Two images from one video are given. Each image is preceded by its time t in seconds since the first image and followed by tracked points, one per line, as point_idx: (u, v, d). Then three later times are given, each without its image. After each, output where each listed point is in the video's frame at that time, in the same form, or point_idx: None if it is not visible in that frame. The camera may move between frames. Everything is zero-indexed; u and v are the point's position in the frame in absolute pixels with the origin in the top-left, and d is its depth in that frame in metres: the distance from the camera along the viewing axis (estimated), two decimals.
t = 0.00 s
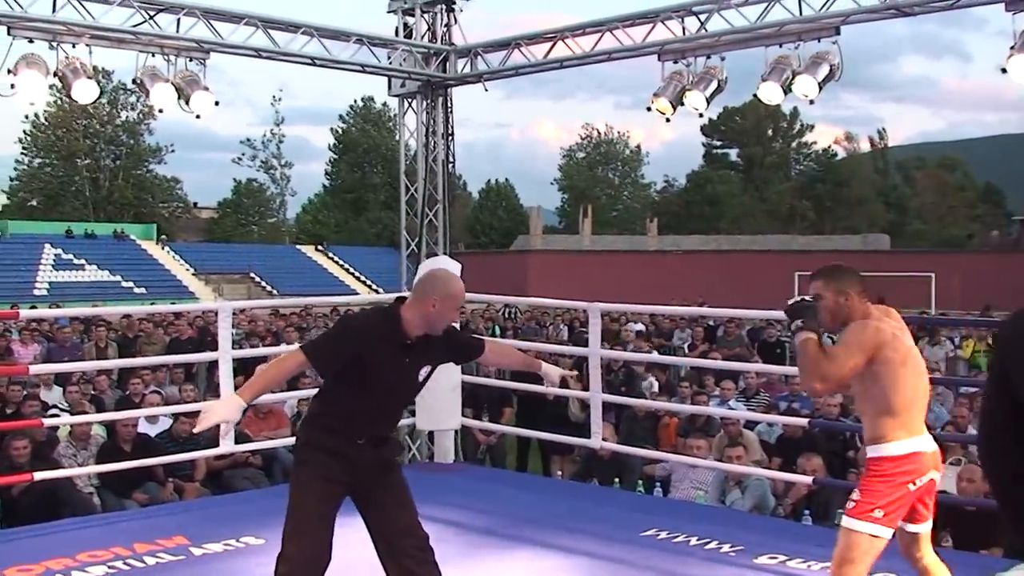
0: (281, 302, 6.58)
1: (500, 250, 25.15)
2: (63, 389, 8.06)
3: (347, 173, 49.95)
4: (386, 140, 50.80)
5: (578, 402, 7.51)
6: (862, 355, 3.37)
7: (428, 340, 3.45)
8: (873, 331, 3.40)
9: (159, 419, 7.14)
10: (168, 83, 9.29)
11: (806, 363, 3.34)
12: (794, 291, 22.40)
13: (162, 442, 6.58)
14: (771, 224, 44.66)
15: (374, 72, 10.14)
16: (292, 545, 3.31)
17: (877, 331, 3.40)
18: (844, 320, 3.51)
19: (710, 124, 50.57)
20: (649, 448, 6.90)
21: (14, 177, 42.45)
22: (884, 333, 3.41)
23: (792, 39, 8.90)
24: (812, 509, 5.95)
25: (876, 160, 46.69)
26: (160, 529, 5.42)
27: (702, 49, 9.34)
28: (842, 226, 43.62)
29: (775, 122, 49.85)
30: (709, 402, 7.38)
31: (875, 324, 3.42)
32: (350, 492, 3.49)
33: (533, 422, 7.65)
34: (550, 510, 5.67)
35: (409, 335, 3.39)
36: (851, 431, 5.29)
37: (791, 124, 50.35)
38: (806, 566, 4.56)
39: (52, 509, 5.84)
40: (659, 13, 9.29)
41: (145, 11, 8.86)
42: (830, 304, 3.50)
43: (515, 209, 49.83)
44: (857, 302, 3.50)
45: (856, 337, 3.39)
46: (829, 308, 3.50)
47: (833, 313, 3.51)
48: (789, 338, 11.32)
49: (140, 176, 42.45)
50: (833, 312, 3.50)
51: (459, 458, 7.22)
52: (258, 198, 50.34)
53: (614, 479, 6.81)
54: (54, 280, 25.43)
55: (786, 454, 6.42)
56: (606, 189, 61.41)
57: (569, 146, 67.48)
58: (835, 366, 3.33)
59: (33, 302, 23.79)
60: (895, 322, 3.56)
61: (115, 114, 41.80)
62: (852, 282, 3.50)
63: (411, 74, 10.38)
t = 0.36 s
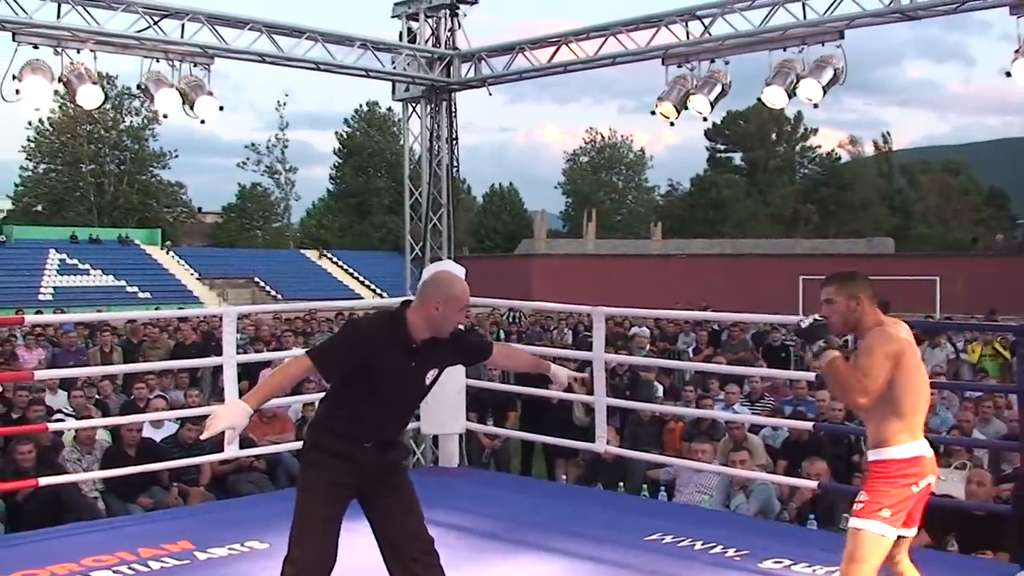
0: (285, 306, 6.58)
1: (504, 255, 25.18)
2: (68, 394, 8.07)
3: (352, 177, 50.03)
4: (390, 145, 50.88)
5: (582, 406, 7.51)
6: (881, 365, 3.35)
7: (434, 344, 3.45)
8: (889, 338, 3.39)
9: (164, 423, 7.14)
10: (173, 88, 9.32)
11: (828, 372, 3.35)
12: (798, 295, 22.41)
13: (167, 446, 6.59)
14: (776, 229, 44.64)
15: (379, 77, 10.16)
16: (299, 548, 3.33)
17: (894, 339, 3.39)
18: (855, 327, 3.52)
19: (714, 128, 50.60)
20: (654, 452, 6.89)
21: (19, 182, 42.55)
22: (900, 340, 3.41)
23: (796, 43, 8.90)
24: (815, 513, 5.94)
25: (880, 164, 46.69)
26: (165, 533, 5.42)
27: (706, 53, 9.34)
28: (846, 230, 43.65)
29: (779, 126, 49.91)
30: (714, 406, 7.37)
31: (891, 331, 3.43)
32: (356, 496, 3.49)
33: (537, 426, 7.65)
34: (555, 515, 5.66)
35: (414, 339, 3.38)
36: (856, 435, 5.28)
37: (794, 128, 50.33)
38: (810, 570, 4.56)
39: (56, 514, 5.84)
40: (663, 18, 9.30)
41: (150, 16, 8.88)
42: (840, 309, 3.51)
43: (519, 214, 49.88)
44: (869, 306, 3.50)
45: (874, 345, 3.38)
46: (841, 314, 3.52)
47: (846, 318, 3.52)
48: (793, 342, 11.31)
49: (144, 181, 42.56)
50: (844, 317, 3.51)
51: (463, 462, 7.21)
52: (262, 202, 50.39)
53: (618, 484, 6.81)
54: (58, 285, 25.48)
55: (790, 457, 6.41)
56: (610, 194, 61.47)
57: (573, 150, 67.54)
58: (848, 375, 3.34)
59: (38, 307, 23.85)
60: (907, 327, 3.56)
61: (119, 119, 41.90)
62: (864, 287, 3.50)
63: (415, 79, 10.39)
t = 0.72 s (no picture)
0: (292, 304, 6.58)
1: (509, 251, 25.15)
2: (75, 391, 8.09)
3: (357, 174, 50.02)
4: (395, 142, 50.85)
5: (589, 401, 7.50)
6: (907, 344, 3.50)
7: (441, 332, 3.46)
8: (912, 318, 3.55)
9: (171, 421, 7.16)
10: (178, 86, 9.32)
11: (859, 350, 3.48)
12: (805, 291, 22.34)
13: (174, 444, 6.60)
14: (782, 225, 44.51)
15: (384, 74, 10.16)
16: (317, 542, 3.32)
17: (915, 319, 3.54)
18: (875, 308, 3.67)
19: (719, 124, 50.50)
20: (660, 447, 6.89)
21: (25, 181, 42.63)
22: (921, 320, 3.56)
23: (801, 39, 8.88)
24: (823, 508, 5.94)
25: (886, 160, 46.54)
26: (172, 530, 5.44)
27: (712, 49, 9.33)
28: (852, 226, 43.53)
29: (784, 122, 49.75)
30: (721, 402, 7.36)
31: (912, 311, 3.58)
32: (380, 488, 3.50)
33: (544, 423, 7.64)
34: (565, 511, 5.66)
35: (422, 329, 3.39)
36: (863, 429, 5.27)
37: (800, 123, 50.16)
38: (819, 566, 4.55)
39: (63, 512, 5.86)
40: (668, 13, 9.28)
41: (155, 15, 8.89)
42: (862, 291, 3.65)
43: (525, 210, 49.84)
44: (886, 288, 3.66)
45: (898, 325, 3.54)
46: (861, 296, 3.66)
47: (864, 300, 3.66)
48: (799, 337, 11.27)
49: (150, 180, 42.63)
50: (864, 298, 3.66)
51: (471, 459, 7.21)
52: (268, 200, 50.39)
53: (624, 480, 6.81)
54: (65, 283, 25.54)
55: (798, 452, 6.40)
56: (615, 190, 61.41)
57: (578, 147, 67.49)
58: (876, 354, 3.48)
59: (45, 305, 23.90)
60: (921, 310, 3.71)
61: (124, 117, 41.94)
62: (882, 271, 3.66)
63: (420, 75, 10.39)
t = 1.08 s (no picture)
0: (301, 297, 6.57)
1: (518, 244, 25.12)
2: (86, 383, 8.13)
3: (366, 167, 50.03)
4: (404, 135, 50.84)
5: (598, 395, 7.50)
6: (917, 344, 3.52)
7: (478, 322, 3.45)
8: (920, 317, 3.57)
9: (180, 413, 7.19)
10: (188, 78, 9.34)
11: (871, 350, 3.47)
12: (815, 285, 22.25)
13: (183, 436, 6.62)
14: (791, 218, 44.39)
15: (393, 67, 10.15)
16: (344, 525, 3.39)
17: (924, 318, 3.56)
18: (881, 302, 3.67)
19: (728, 117, 50.38)
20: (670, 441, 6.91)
21: (35, 173, 42.77)
22: (930, 320, 3.58)
23: (812, 32, 8.84)
24: (834, 502, 5.92)
25: (896, 153, 46.33)
26: (183, 521, 5.46)
27: (721, 42, 9.30)
28: (862, 219, 43.33)
29: (794, 115, 49.52)
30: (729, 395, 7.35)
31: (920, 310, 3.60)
32: (413, 477, 3.52)
33: (553, 416, 7.66)
34: (578, 504, 5.67)
35: (457, 319, 3.41)
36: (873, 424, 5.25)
37: (810, 117, 49.94)
38: (829, 560, 4.55)
39: (74, 503, 5.89)
40: (677, 6, 9.26)
41: (165, 7, 8.90)
42: (869, 286, 3.65)
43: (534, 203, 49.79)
44: (894, 285, 3.66)
45: (908, 324, 3.56)
46: (868, 290, 3.65)
47: (871, 294, 3.66)
48: (809, 331, 11.23)
49: (160, 172, 42.73)
50: (872, 292, 3.66)
51: (480, 452, 7.20)
52: (277, 193, 50.45)
53: (634, 473, 6.82)
54: (74, 276, 25.64)
55: (809, 445, 6.39)
56: (624, 183, 61.30)
57: (587, 141, 67.40)
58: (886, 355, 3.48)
59: (55, 298, 24.00)
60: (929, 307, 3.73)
61: (133, 110, 42.03)
62: (890, 267, 3.65)
63: (429, 68, 10.38)
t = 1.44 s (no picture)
0: (312, 290, 6.59)
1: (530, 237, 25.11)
2: (99, 376, 8.18)
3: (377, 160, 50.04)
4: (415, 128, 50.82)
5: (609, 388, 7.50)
6: (954, 335, 3.60)
7: (490, 314, 3.46)
8: (952, 308, 3.64)
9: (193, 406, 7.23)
10: (200, 72, 9.36)
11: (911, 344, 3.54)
12: (827, 279, 22.16)
13: (196, 429, 6.66)
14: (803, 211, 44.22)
15: (405, 61, 10.15)
16: (359, 517, 3.44)
17: (957, 309, 3.64)
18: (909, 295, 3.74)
19: (740, 110, 50.25)
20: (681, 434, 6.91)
21: (48, 167, 42.98)
22: (961, 309, 3.66)
23: (825, 24, 8.80)
24: (845, 495, 5.92)
25: (909, 147, 46.09)
26: (195, 514, 5.50)
27: (733, 35, 9.27)
28: (874, 213, 43.10)
29: (807, 108, 49.35)
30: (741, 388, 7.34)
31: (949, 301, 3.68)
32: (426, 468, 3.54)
33: (563, 408, 7.68)
34: (589, 496, 5.68)
35: (471, 312, 3.41)
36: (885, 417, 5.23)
37: (822, 110, 49.72)
38: (840, 553, 4.55)
39: (87, 495, 5.94)
40: None
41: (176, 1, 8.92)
42: (898, 280, 3.73)
43: (545, 196, 49.78)
44: (922, 277, 3.74)
45: (943, 316, 3.63)
46: (896, 284, 3.73)
47: (900, 287, 3.74)
48: (821, 325, 11.19)
49: (172, 166, 42.86)
50: (901, 286, 3.73)
51: (490, 444, 7.21)
52: (288, 186, 50.55)
53: (645, 466, 6.81)
54: (87, 269, 25.77)
55: (820, 438, 6.38)
56: (636, 176, 61.17)
57: (599, 134, 67.29)
58: (928, 349, 3.54)
59: (68, 291, 24.14)
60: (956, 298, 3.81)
61: (145, 104, 42.18)
62: (917, 260, 3.73)
63: (441, 62, 10.37)
